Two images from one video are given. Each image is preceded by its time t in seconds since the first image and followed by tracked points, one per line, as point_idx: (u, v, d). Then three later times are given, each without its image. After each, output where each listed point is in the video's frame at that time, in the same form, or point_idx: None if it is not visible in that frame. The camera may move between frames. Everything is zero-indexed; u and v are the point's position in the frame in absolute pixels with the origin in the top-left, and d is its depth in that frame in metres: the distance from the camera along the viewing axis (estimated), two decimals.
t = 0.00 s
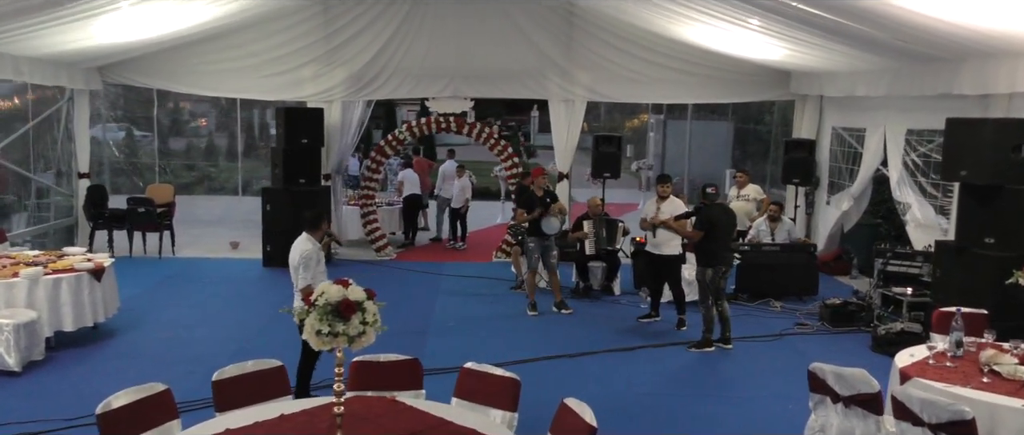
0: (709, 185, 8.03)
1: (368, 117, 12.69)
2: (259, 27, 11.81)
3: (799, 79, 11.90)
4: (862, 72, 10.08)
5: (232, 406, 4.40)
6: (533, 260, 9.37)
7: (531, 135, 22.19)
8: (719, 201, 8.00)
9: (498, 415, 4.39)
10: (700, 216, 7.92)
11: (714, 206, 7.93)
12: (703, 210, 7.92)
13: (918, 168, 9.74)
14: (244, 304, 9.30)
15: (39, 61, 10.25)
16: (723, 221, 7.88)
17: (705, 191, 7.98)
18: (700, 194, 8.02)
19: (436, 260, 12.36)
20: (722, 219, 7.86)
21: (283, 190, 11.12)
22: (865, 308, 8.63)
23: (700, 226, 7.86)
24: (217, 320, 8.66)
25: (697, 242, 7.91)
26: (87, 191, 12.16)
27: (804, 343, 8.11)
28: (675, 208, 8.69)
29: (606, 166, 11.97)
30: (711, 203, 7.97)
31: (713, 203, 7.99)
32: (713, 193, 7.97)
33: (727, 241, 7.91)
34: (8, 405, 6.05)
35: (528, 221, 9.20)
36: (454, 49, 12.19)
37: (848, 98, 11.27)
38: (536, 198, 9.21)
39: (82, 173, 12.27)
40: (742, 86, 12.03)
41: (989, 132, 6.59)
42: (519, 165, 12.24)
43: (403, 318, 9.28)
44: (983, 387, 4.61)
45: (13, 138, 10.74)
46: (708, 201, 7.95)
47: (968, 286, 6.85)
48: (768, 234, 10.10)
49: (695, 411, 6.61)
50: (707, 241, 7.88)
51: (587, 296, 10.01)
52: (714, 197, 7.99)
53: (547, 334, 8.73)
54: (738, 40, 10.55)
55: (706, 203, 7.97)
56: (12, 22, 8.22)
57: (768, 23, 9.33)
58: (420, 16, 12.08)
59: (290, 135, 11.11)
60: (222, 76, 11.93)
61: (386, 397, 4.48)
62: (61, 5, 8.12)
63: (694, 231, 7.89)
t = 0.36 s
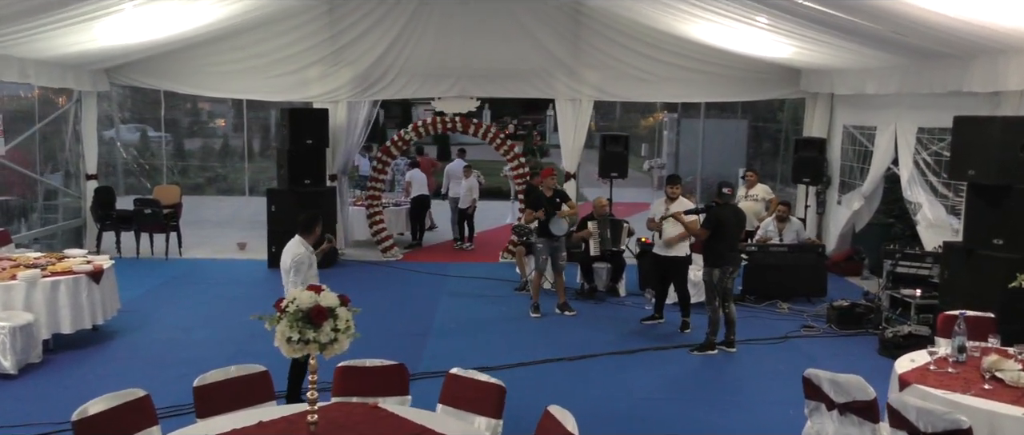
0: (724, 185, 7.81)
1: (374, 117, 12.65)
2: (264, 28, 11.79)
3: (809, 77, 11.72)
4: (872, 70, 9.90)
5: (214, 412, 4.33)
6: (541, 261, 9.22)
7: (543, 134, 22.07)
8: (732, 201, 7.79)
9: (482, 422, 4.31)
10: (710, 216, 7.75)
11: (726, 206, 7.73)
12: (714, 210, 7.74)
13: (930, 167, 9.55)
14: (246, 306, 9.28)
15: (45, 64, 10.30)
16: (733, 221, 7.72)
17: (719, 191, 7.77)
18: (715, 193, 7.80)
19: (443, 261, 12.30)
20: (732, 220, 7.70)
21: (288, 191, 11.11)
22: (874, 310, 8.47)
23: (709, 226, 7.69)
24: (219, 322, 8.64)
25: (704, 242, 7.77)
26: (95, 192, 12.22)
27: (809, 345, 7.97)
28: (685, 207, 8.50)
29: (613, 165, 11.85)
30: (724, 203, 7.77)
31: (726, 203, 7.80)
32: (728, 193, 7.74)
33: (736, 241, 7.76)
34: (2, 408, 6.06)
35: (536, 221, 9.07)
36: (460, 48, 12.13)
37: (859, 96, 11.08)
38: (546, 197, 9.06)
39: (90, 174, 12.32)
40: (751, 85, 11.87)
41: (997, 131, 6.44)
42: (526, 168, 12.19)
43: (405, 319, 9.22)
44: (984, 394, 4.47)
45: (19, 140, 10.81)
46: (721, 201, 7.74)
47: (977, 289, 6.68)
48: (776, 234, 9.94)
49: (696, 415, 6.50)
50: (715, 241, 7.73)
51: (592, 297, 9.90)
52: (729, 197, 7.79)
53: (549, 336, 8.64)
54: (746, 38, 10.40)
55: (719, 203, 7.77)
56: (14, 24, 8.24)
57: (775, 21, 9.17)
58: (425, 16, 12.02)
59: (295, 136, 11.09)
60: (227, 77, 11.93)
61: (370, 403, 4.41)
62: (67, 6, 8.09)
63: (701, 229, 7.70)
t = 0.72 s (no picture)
0: (730, 184, 7.55)
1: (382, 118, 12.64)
2: (271, 29, 11.79)
3: (822, 74, 11.55)
4: (884, 68, 9.72)
5: (197, 417, 4.32)
6: (552, 262, 8.91)
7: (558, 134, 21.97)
8: (740, 201, 7.53)
9: (467, 428, 4.25)
10: (718, 215, 7.47)
11: (734, 205, 7.47)
12: (723, 210, 7.47)
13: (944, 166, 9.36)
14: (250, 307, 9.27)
15: (54, 66, 10.38)
16: (743, 220, 7.45)
17: (726, 190, 7.50)
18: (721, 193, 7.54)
19: (451, 262, 12.25)
20: (742, 220, 7.42)
21: (295, 192, 11.11)
22: (883, 312, 8.31)
23: (718, 226, 7.42)
24: (222, 323, 8.63)
25: (713, 242, 7.50)
26: (105, 194, 12.29)
27: (817, 348, 7.82)
28: (692, 208, 8.30)
29: (621, 165, 11.75)
30: (731, 203, 7.51)
31: (734, 202, 7.54)
32: (735, 192, 7.49)
33: (745, 242, 7.52)
34: None
35: (547, 223, 8.77)
36: (467, 48, 12.06)
37: (872, 94, 10.89)
38: (559, 199, 8.74)
39: (101, 176, 12.39)
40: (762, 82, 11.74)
41: (1006, 130, 6.27)
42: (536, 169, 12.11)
43: (409, 321, 9.18)
44: (986, 400, 4.35)
45: (29, 143, 10.90)
46: (728, 200, 7.47)
47: (986, 291, 6.51)
48: (786, 235, 9.78)
49: (697, 419, 6.39)
50: (724, 242, 7.46)
51: (598, 298, 9.81)
52: (736, 197, 7.54)
53: (552, 338, 8.55)
54: (755, 37, 10.26)
55: (727, 202, 7.49)
56: (20, 28, 8.29)
57: (784, 19, 9.02)
58: (433, 16, 11.97)
59: (302, 137, 11.08)
60: (236, 79, 11.95)
61: (354, 408, 4.37)
62: (72, 8, 8.11)
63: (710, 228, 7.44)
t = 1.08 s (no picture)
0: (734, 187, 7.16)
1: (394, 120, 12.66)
2: (283, 32, 11.85)
3: (838, 75, 11.38)
4: (899, 68, 9.56)
5: (187, 421, 4.29)
6: (564, 264, 8.72)
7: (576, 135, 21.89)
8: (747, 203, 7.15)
9: None
10: (728, 220, 7.11)
11: (743, 207, 7.11)
12: (732, 212, 7.11)
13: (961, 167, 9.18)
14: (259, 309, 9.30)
15: (69, 69, 10.50)
16: (753, 223, 7.10)
17: (729, 193, 7.14)
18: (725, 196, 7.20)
19: (463, 263, 12.22)
20: (753, 222, 7.08)
21: (307, 193, 11.15)
22: (896, 317, 8.15)
23: (729, 229, 7.06)
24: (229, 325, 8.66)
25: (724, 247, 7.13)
26: (121, 195, 12.41)
27: (828, 354, 7.67)
28: (701, 212, 8.17)
29: (634, 166, 11.65)
30: (739, 204, 7.14)
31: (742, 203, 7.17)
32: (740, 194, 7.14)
33: (756, 244, 7.14)
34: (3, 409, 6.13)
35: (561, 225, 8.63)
36: (479, 50, 12.03)
37: (889, 94, 10.71)
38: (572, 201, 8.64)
39: (117, 177, 12.51)
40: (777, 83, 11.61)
41: (1018, 132, 6.13)
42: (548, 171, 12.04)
43: (416, 323, 9.15)
44: (989, 410, 4.22)
45: (45, 145, 11.03)
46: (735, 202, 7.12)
47: (999, 297, 6.36)
48: (798, 238, 9.65)
49: (700, 425, 6.30)
50: (734, 245, 7.10)
51: (608, 301, 9.72)
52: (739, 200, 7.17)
53: (560, 341, 8.46)
54: (769, 37, 10.13)
55: (736, 206, 7.13)
56: (32, 32, 8.40)
57: (795, 19, 8.89)
58: (444, 17, 11.96)
59: (313, 138, 11.13)
60: (249, 81, 12.02)
61: (343, 414, 4.34)
62: (82, 12, 8.17)
63: (722, 233, 7.08)
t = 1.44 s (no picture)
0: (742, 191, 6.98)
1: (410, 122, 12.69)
2: (300, 35, 11.93)
3: (858, 76, 11.20)
4: (920, 69, 9.38)
5: (181, 425, 4.31)
6: (578, 268, 8.61)
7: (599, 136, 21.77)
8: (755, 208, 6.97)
9: None
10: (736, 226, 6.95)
11: (752, 212, 6.93)
12: (742, 218, 6.91)
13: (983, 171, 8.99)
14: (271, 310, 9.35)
15: (89, 72, 10.64)
16: (765, 228, 6.91)
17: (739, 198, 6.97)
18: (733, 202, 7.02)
19: (478, 266, 12.20)
20: (764, 226, 6.90)
21: (322, 196, 11.21)
22: (913, 324, 8.00)
23: (740, 235, 6.87)
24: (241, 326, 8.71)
25: (735, 254, 6.93)
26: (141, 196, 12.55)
27: (841, 361, 7.54)
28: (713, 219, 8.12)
29: (651, 169, 11.55)
30: (748, 210, 6.94)
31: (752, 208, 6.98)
32: (748, 198, 6.96)
33: (768, 250, 6.94)
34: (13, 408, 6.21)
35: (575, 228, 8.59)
36: (495, 52, 12.00)
37: (911, 95, 10.51)
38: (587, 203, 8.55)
39: (137, 179, 12.65)
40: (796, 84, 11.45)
41: None
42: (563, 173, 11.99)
43: (427, 326, 9.14)
44: (995, 422, 4.11)
45: (66, 147, 11.19)
46: (744, 208, 6.94)
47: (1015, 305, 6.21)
48: (815, 242, 9.51)
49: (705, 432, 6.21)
50: (746, 252, 6.90)
51: (620, 305, 9.65)
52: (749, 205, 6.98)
53: (570, 345, 8.40)
54: (786, 38, 9.99)
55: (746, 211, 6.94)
56: (50, 36, 8.51)
57: (812, 21, 8.75)
58: (461, 20, 11.95)
59: (328, 141, 11.18)
60: (267, 83, 12.10)
61: (337, 419, 4.33)
62: (98, 17, 8.28)
63: (733, 240, 6.91)
